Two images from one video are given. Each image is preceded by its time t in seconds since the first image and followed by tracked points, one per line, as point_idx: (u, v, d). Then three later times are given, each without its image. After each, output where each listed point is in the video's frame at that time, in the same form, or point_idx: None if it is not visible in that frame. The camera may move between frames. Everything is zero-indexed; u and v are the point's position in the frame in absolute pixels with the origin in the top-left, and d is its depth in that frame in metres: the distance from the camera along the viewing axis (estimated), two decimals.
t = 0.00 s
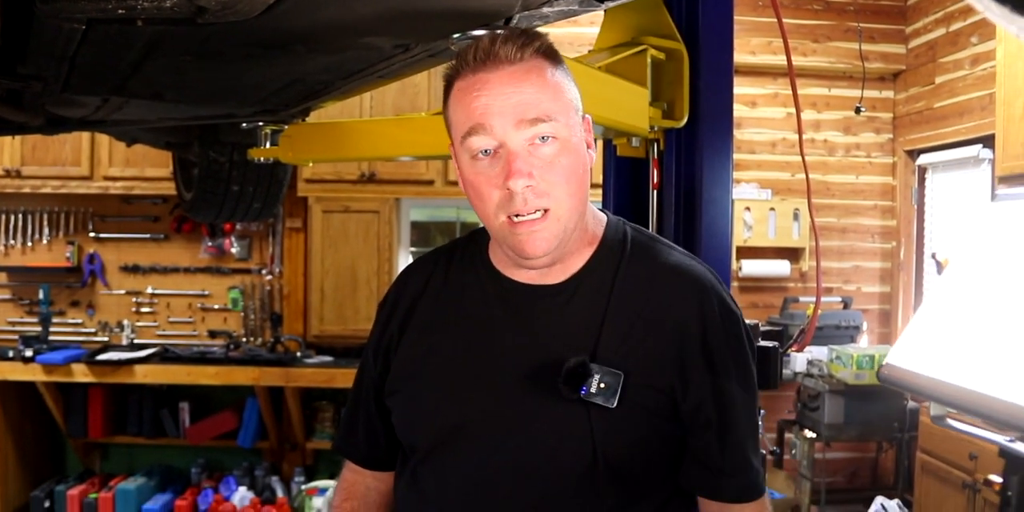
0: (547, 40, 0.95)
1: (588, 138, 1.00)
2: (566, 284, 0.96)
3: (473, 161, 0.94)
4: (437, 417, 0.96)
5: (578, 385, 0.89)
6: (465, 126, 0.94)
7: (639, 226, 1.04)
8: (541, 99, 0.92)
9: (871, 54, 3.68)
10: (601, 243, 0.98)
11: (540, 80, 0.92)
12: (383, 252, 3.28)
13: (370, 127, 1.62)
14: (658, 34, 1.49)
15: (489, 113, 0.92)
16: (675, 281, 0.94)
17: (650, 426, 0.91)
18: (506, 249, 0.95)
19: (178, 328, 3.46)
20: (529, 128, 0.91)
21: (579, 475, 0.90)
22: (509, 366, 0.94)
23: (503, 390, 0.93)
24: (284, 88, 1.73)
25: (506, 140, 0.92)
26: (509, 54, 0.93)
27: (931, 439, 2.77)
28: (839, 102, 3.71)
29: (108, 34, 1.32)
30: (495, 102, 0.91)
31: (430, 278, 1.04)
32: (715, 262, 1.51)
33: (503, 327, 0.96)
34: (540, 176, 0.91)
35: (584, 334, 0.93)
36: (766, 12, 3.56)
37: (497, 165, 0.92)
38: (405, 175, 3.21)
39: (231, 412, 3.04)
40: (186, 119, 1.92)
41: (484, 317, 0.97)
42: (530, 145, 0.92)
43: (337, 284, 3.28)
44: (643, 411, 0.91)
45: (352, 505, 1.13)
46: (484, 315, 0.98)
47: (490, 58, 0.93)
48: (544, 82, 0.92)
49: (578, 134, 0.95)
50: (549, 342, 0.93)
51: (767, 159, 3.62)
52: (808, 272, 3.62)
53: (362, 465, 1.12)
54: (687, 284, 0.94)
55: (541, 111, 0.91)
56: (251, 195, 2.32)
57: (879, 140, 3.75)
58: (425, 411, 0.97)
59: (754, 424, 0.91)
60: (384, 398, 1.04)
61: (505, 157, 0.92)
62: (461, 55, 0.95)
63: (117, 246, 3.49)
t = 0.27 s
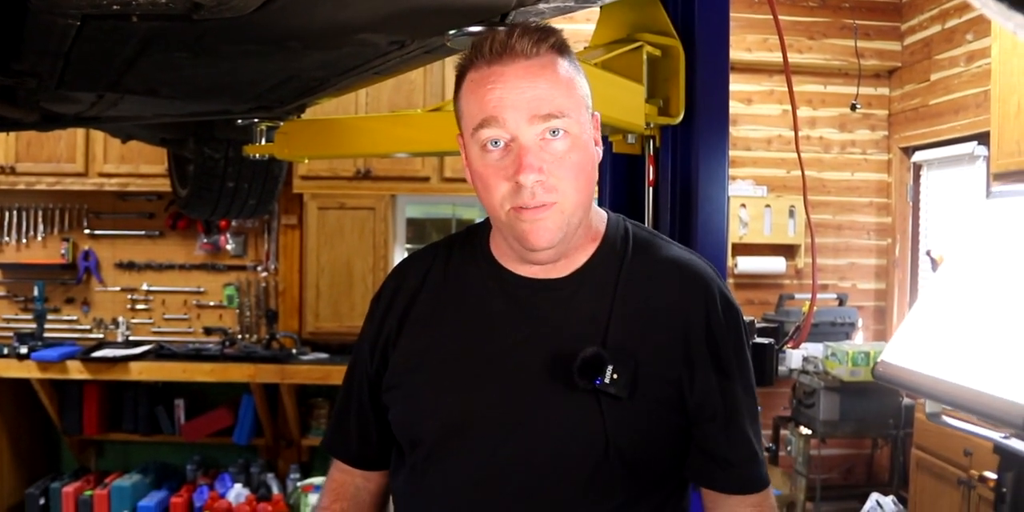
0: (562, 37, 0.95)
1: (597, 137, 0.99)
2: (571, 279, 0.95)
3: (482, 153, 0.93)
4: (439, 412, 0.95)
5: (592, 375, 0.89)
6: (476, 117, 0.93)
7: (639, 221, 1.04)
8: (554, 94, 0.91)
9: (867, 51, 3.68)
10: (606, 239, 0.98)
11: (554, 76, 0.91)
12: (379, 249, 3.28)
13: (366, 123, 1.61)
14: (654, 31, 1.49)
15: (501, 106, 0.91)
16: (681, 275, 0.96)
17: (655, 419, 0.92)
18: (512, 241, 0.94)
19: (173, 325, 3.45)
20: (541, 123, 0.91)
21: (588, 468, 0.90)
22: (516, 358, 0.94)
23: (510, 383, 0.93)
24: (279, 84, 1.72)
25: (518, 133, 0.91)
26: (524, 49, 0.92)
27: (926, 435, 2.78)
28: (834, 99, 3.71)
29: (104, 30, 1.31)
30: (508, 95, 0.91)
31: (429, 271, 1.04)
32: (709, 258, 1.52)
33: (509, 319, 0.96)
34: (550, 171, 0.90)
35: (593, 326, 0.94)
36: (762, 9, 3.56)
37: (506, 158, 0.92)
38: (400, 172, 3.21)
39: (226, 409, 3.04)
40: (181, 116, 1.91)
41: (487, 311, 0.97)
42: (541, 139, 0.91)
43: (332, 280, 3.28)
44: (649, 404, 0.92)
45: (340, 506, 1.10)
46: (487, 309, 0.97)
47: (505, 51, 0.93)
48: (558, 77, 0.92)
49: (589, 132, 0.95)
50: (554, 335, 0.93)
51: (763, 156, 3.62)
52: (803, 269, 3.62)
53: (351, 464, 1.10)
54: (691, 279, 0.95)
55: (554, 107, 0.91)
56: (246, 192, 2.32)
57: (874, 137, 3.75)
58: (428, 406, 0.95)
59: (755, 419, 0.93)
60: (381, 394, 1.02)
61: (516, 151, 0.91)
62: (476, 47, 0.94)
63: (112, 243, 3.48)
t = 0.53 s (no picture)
0: (567, 35, 0.94)
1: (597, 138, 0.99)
2: (567, 274, 0.95)
3: (477, 146, 0.94)
4: (437, 406, 0.94)
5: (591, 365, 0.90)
6: (473, 111, 0.93)
7: (635, 217, 1.04)
8: (551, 92, 0.90)
9: (864, 48, 3.68)
10: (601, 236, 0.98)
11: (553, 74, 0.91)
12: (376, 246, 3.28)
13: (363, 120, 1.61)
14: (650, 28, 1.49)
15: (497, 102, 0.91)
16: (677, 269, 0.96)
17: (650, 414, 0.92)
18: (502, 235, 0.95)
19: (169, 322, 3.45)
20: (536, 120, 0.91)
21: (585, 462, 0.90)
22: (513, 351, 0.94)
23: (508, 376, 0.93)
24: (276, 81, 1.72)
25: (511, 130, 0.91)
26: (525, 45, 0.92)
27: (922, 432, 2.78)
28: (831, 96, 3.71)
29: (100, 27, 1.31)
30: (505, 91, 0.91)
31: (428, 267, 1.04)
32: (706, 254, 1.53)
33: (507, 313, 0.96)
34: (541, 169, 0.90)
35: (590, 320, 0.94)
36: (759, 6, 3.56)
37: (499, 153, 0.92)
38: (397, 169, 3.21)
39: (223, 406, 3.03)
40: (179, 113, 1.91)
41: (484, 306, 0.97)
42: (535, 137, 0.91)
43: (329, 278, 3.28)
44: (644, 397, 0.92)
45: (336, 505, 1.09)
46: (484, 304, 0.97)
47: (506, 46, 0.92)
48: (557, 76, 0.91)
49: (586, 132, 0.94)
50: (551, 328, 0.94)
51: (760, 153, 3.62)
52: (800, 266, 3.63)
53: (346, 462, 1.09)
54: (686, 273, 0.95)
55: (550, 105, 0.90)
56: (243, 189, 2.32)
57: (871, 135, 3.76)
58: (426, 399, 0.95)
59: (756, 414, 0.92)
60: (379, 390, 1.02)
61: (508, 146, 0.92)
62: (478, 40, 0.94)
63: (109, 240, 3.48)
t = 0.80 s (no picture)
0: (573, 35, 0.93)
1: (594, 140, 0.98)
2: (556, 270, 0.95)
3: (471, 137, 0.94)
4: (426, 402, 0.95)
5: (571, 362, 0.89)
6: (469, 102, 0.93)
7: (631, 212, 1.03)
8: (547, 89, 0.90)
9: (862, 46, 3.68)
10: (592, 233, 0.97)
11: (551, 72, 0.90)
12: (374, 245, 3.28)
13: (360, 118, 1.61)
14: (647, 25, 1.48)
15: (493, 95, 0.91)
16: (666, 264, 0.95)
17: (639, 410, 0.91)
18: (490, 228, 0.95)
19: (168, 320, 3.45)
20: (530, 115, 0.90)
21: (570, 459, 0.90)
22: (499, 347, 0.94)
23: (494, 372, 0.93)
24: (273, 78, 1.72)
25: (504, 124, 0.91)
26: (528, 41, 0.92)
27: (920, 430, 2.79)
28: (829, 94, 3.71)
29: (97, 23, 1.31)
30: (502, 84, 0.91)
31: (424, 265, 1.04)
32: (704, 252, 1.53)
33: (496, 309, 0.96)
34: (529, 165, 0.90)
35: (577, 315, 0.93)
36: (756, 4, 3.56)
37: (489, 145, 0.92)
38: (395, 167, 3.21)
39: (221, 404, 3.03)
40: (176, 110, 1.91)
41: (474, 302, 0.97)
42: (526, 133, 0.91)
43: (327, 276, 3.28)
44: (632, 394, 0.91)
45: (343, 502, 1.10)
46: (474, 300, 0.97)
47: (509, 40, 0.92)
48: (556, 74, 0.91)
49: (582, 133, 0.93)
50: (538, 324, 0.94)
51: (758, 151, 3.62)
52: (798, 264, 3.63)
53: (353, 458, 1.09)
54: (676, 267, 0.94)
55: (545, 102, 0.90)
56: (241, 187, 2.31)
57: (869, 133, 3.76)
58: (414, 394, 0.96)
59: (747, 411, 0.90)
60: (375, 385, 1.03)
61: (499, 140, 0.92)
62: (484, 32, 0.94)
63: (107, 238, 3.48)
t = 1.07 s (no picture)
0: (590, 42, 0.93)
1: (600, 149, 0.96)
2: (550, 268, 0.95)
3: (475, 125, 0.95)
4: (421, 401, 0.96)
5: (558, 362, 0.89)
6: (478, 91, 0.95)
7: (630, 211, 1.03)
8: (550, 89, 0.90)
9: (860, 46, 3.69)
10: (589, 234, 0.97)
11: (557, 73, 0.90)
12: (372, 244, 3.28)
13: (359, 118, 1.60)
14: (646, 24, 1.47)
15: (498, 87, 0.92)
16: (662, 263, 0.94)
17: (633, 410, 0.90)
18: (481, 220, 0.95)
19: (166, 320, 3.44)
20: (529, 112, 0.90)
21: (559, 458, 0.89)
22: (492, 346, 0.94)
23: (486, 371, 0.94)
24: (271, 78, 1.71)
25: (504, 117, 0.91)
26: (543, 40, 0.92)
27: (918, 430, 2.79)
28: (828, 94, 3.71)
29: (94, 22, 1.31)
30: (509, 78, 0.91)
31: (424, 266, 1.05)
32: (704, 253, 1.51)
33: (490, 309, 0.96)
34: (521, 160, 0.90)
35: (569, 315, 0.93)
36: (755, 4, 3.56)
37: (487, 136, 0.92)
38: (394, 166, 3.20)
39: (220, 404, 3.03)
40: (174, 110, 1.90)
41: (470, 300, 0.98)
42: (524, 129, 0.91)
43: (326, 275, 3.28)
44: (626, 394, 0.90)
45: (348, 497, 1.10)
46: (470, 298, 0.98)
47: (525, 37, 0.93)
48: (562, 75, 0.90)
49: (583, 138, 0.92)
50: (531, 322, 0.94)
51: (756, 151, 3.63)
52: (796, 264, 3.63)
53: (358, 454, 1.09)
54: (672, 266, 0.93)
55: (547, 100, 0.90)
56: (239, 186, 2.31)
57: (868, 133, 3.76)
58: (410, 394, 0.97)
59: (743, 414, 0.90)
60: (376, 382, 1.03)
61: (496, 131, 0.92)
62: (505, 26, 0.96)
63: (105, 238, 3.47)
